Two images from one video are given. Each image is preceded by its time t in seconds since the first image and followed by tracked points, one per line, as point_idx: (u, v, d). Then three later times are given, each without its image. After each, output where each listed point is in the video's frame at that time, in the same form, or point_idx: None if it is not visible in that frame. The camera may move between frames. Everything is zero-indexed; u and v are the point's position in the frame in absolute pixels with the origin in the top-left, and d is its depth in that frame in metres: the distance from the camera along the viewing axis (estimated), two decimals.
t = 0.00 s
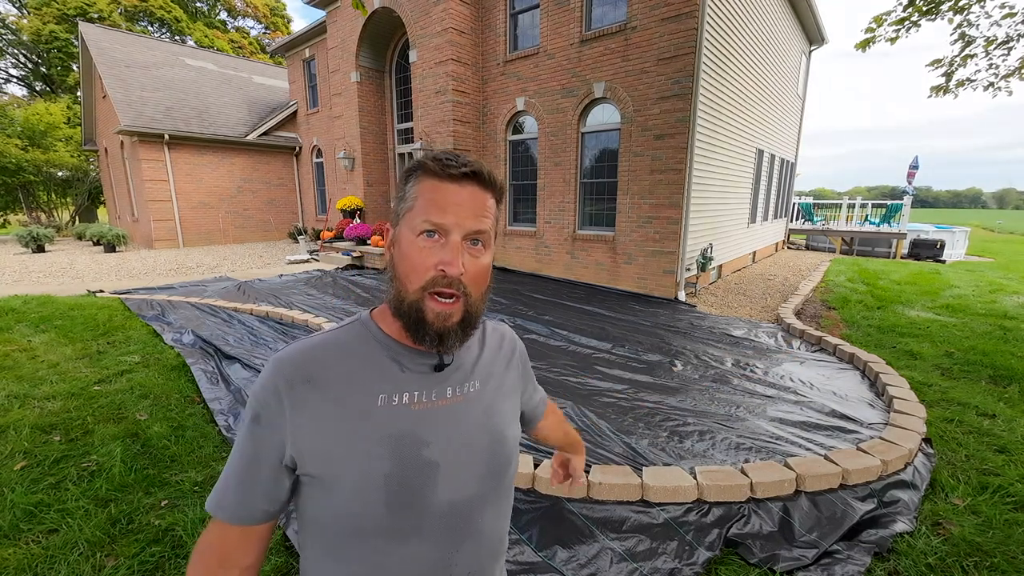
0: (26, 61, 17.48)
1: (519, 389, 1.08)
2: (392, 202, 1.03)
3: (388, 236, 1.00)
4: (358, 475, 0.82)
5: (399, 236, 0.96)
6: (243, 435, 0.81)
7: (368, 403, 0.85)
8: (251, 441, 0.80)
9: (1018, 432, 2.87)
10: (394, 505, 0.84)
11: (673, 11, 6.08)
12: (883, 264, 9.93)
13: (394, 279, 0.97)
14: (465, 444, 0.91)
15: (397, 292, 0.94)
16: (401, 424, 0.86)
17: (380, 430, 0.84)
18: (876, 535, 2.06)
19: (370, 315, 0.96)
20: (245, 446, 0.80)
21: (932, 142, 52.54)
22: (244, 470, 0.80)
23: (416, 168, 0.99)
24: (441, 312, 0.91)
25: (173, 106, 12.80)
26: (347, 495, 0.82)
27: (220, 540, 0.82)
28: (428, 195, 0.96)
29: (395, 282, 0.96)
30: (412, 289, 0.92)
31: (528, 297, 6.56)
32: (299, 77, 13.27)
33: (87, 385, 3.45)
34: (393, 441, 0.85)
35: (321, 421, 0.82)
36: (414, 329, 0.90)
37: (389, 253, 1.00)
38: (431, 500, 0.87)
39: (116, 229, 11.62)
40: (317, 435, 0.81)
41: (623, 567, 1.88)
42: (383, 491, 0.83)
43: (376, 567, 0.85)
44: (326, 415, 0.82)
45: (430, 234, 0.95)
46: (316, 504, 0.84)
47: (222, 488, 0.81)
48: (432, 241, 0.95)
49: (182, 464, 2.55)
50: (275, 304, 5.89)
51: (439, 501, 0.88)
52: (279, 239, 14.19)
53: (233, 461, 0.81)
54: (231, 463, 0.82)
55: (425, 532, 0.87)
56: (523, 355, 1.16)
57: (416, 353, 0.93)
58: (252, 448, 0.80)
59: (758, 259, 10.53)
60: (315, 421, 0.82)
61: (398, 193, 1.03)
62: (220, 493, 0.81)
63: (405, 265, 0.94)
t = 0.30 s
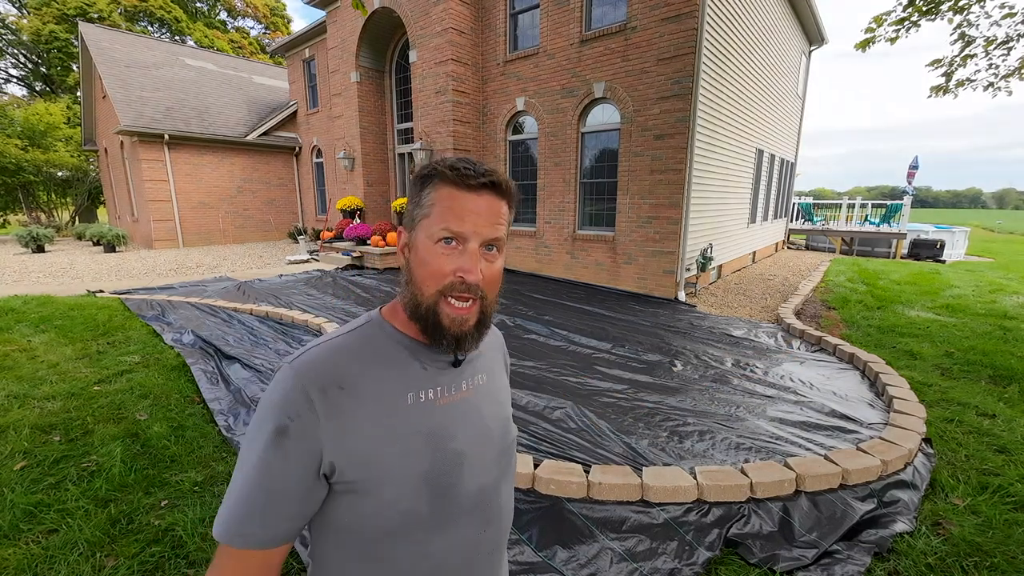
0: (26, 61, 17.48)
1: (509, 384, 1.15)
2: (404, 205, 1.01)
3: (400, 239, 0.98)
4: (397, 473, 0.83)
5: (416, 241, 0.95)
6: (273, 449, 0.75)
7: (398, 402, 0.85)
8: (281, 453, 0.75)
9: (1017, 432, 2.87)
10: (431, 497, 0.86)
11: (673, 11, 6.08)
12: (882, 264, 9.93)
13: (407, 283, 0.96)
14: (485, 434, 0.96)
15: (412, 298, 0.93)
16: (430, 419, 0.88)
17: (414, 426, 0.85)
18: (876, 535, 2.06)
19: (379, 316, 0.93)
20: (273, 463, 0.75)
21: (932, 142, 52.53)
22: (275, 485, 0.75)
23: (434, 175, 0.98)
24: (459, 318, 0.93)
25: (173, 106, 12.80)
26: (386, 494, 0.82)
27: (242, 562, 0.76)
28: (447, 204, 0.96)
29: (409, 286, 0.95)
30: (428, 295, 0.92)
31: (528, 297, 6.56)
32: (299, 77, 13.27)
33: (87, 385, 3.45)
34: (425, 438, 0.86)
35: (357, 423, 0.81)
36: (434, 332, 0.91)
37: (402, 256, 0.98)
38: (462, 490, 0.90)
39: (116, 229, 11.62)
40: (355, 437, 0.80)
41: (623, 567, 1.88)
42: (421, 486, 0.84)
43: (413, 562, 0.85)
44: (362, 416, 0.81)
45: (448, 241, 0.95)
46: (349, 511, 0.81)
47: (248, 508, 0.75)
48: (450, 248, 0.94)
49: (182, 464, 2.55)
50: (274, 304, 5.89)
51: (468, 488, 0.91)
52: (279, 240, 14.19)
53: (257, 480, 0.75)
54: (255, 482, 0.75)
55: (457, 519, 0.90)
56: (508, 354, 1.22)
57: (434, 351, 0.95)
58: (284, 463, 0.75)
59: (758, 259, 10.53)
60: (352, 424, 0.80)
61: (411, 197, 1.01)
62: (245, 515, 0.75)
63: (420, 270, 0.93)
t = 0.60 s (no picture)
0: (26, 61, 17.46)
1: (509, 384, 1.14)
2: (401, 205, 1.01)
3: (396, 236, 0.98)
4: (394, 469, 0.83)
5: (414, 239, 0.95)
6: (274, 444, 0.76)
7: (394, 400, 0.86)
8: (281, 448, 0.76)
9: (1017, 432, 2.87)
10: (428, 494, 0.85)
11: (673, 11, 6.07)
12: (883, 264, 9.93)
13: (405, 280, 0.96)
14: (481, 433, 0.96)
15: (411, 292, 0.94)
16: (427, 417, 0.88)
17: (410, 423, 0.85)
18: (876, 535, 2.06)
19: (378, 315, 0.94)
20: (274, 459, 0.76)
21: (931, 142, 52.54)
22: (275, 479, 0.76)
23: (430, 173, 0.99)
24: (459, 312, 0.93)
25: (173, 106, 12.79)
26: (383, 491, 0.81)
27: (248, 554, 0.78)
28: (444, 200, 0.96)
29: (408, 283, 0.95)
30: (427, 289, 0.92)
31: (528, 297, 6.56)
32: (299, 77, 13.27)
33: (87, 385, 3.45)
34: (421, 436, 0.86)
35: (354, 422, 0.81)
36: (434, 326, 0.92)
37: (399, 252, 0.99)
38: (458, 489, 0.89)
39: (116, 228, 11.62)
40: (351, 434, 0.80)
41: (623, 566, 1.88)
42: (416, 483, 0.84)
43: (409, 559, 0.85)
44: (358, 414, 0.82)
45: (446, 238, 0.95)
46: (347, 507, 0.81)
47: (251, 501, 0.77)
48: (448, 245, 0.95)
49: (181, 464, 2.55)
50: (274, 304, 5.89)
51: (465, 486, 0.90)
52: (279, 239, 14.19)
53: (258, 474, 0.76)
54: (257, 477, 0.76)
55: (454, 516, 0.89)
56: (511, 354, 1.20)
57: (431, 350, 0.95)
58: (284, 458, 0.76)
59: (758, 259, 10.53)
60: (349, 422, 0.81)
61: (406, 197, 1.01)
62: (250, 507, 0.77)
63: (418, 266, 0.94)
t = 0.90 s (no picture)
0: (26, 61, 17.45)
1: (523, 397, 1.07)
2: (402, 203, 1.02)
3: (400, 234, 1.00)
4: (367, 466, 0.83)
5: (417, 234, 0.96)
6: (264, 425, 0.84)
7: (378, 398, 0.87)
8: (270, 430, 0.84)
9: (1017, 432, 2.87)
10: (400, 495, 0.84)
11: (673, 11, 6.07)
12: (882, 264, 9.94)
13: (409, 276, 0.98)
14: (469, 441, 0.91)
15: (415, 289, 0.95)
16: (409, 419, 0.87)
17: (387, 422, 0.86)
18: (875, 535, 2.06)
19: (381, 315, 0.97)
20: (266, 437, 0.84)
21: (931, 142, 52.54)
22: (265, 456, 0.84)
23: (431, 168, 1.00)
24: (464, 306, 0.94)
25: (173, 106, 12.79)
26: (355, 484, 0.83)
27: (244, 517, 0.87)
28: (446, 194, 0.97)
29: (413, 279, 0.96)
30: (433, 285, 0.93)
31: (528, 297, 6.56)
32: (299, 77, 13.26)
33: (87, 385, 3.45)
34: (399, 436, 0.85)
35: (333, 414, 0.84)
36: (436, 322, 0.92)
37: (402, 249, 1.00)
38: (437, 495, 0.86)
39: (116, 228, 11.62)
40: (330, 425, 0.84)
41: (623, 566, 1.88)
42: (388, 483, 0.83)
43: (380, 556, 0.85)
44: (339, 407, 0.85)
45: (451, 231, 0.96)
46: (327, 493, 0.85)
47: (247, 471, 0.86)
48: (453, 239, 0.95)
49: (181, 464, 2.55)
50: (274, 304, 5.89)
51: (444, 495, 0.87)
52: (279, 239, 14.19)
53: (254, 449, 0.85)
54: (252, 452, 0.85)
55: (429, 523, 0.87)
56: (534, 361, 1.14)
57: (427, 351, 0.95)
58: (273, 438, 0.84)
59: (758, 259, 10.54)
60: (329, 414, 0.84)
61: (406, 194, 1.03)
62: (249, 475, 0.86)
63: (422, 262, 0.95)
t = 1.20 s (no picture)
0: (25, 61, 17.43)
1: (528, 403, 1.05)
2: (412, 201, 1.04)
3: (409, 231, 1.02)
4: (367, 457, 0.84)
5: (423, 232, 0.98)
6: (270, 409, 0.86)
7: (379, 391, 0.88)
8: (275, 416, 0.86)
9: (1017, 432, 2.87)
10: (396, 489, 0.85)
11: (673, 11, 6.07)
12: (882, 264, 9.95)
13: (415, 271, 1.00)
14: (466, 442, 0.90)
15: (419, 284, 0.97)
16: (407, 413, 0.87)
17: (388, 413, 0.86)
18: (875, 535, 2.06)
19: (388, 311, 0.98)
20: (270, 425, 0.85)
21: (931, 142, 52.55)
22: (267, 443, 0.86)
23: (441, 169, 1.02)
24: (465, 304, 0.95)
25: (173, 106, 12.79)
26: (353, 474, 0.84)
27: (252, 503, 0.89)
28: (453, 194, 0.99)
29: (417, 276, 0.98)
30: (436, 281, 0.95)
31: (528, 297, 6.56)
32: (299, 77, 13.26)
33: (87, 385, 3.45)
34: (398, 431, 0.86)
35: (337, 404, 0.86)
36: (438, 318, 0.93)
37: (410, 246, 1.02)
38: (431, 492, 0.86)
39: (116, 229, 11.61)
40: (333, 414, 0.85)
41: (623, 567, 1.88)
42: (384, 475, 0.84)
43: (375, 547, 0.85)
44: (342, 397, 0.86)
45: (456, 230, 0.97)
46: (326, 483, 0.86)
47: (252, 456, 0.88)
48: (457, 237, 0.97)
49: (181, 464, 2.55)
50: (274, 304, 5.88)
51: (437, 492, 0.87)
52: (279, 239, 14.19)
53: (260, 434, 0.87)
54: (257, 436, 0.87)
55: (423, 519, 0.86)
56: (544, 370, 1.11)
57: (429, 347, 0.95)
58: (277, 425, 0.85)
59: (758, 259, 10.54)
60: (333, 404, 0.86)
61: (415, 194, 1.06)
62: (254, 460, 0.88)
63: (427, 258, 0.97)
